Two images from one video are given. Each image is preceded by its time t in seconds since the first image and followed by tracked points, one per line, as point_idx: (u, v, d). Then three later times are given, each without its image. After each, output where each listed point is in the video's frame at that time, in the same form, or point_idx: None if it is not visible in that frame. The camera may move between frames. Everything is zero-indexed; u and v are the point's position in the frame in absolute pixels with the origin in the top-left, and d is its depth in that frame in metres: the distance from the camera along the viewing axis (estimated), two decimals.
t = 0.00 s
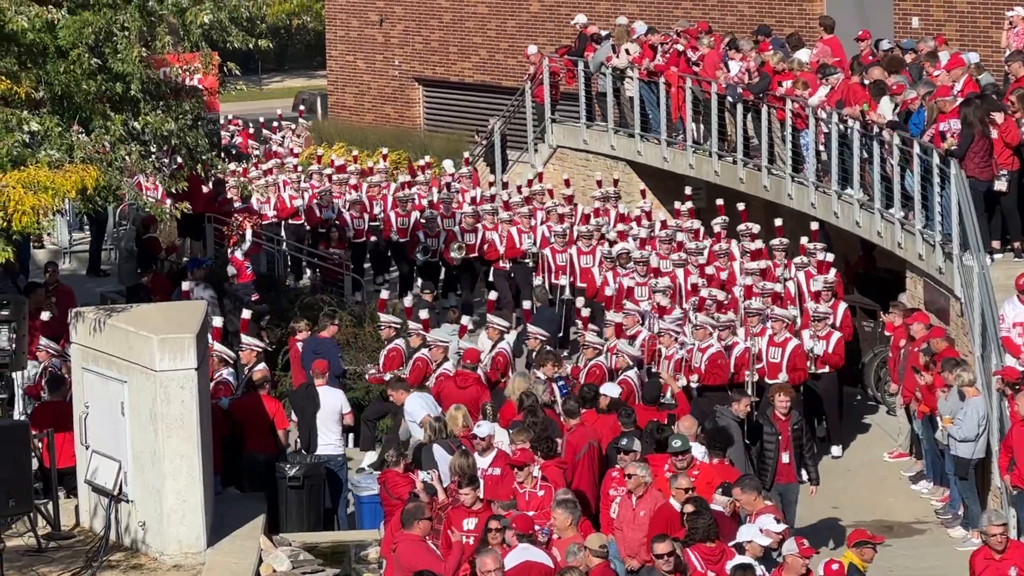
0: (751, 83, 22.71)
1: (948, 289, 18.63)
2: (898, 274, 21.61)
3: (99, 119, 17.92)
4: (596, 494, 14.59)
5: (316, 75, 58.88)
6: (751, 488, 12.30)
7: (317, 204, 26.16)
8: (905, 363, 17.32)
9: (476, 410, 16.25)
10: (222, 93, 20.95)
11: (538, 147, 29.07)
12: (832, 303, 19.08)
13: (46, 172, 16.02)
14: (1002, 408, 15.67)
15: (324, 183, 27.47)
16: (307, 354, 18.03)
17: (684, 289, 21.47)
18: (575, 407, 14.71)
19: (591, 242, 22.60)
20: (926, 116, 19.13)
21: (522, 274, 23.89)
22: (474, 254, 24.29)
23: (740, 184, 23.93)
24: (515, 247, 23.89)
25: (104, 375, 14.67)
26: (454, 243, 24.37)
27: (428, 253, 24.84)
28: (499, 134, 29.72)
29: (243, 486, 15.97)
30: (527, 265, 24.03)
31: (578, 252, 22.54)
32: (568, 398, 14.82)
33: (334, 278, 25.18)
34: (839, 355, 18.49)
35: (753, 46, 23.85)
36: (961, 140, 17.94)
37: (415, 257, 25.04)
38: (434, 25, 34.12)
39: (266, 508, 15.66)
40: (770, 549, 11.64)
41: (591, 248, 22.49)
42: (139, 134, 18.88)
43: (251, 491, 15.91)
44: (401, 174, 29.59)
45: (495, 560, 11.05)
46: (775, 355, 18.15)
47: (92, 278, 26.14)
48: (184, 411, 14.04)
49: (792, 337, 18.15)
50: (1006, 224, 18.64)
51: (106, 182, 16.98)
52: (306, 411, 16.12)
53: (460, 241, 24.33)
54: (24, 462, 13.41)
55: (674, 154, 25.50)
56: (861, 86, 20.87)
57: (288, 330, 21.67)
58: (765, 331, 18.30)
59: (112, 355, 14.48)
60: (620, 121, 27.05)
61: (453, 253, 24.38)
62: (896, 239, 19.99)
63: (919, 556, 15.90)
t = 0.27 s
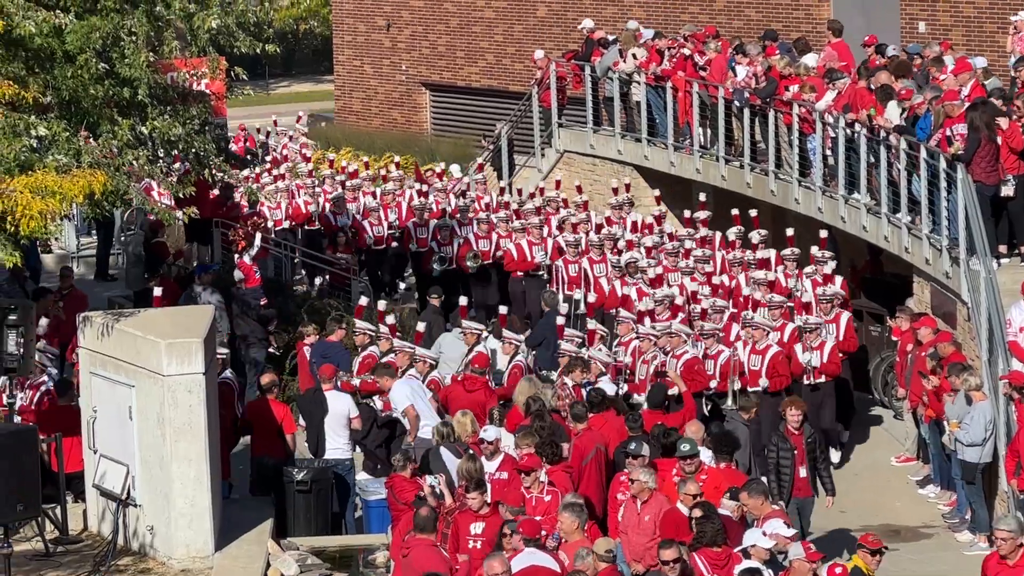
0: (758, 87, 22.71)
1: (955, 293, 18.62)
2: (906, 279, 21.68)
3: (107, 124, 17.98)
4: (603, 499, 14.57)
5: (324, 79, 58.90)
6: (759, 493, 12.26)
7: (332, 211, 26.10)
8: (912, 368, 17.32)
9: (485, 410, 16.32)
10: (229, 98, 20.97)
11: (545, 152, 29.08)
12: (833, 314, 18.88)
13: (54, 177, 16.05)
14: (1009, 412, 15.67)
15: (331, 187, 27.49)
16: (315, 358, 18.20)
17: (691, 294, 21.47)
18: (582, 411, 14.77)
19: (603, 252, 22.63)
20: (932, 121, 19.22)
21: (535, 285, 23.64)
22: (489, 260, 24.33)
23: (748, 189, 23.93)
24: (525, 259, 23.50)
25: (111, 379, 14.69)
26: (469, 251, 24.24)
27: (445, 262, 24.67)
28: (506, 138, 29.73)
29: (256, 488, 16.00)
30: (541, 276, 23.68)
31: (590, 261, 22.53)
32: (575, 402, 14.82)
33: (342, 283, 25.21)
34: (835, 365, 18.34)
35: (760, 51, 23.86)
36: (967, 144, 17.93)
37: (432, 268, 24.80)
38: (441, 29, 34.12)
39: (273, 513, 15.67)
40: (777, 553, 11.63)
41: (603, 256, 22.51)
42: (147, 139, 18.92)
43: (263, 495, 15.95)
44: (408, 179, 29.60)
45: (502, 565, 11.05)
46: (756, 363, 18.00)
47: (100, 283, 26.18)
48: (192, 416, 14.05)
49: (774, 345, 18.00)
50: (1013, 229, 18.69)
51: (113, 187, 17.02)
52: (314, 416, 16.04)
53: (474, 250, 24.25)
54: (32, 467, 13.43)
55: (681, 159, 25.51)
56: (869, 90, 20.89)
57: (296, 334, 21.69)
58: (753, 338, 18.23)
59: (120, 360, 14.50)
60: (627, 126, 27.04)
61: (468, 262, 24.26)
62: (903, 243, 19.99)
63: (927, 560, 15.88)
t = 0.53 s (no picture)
0: (762, 92, 22.70)
1: (959, 298, 18.59)
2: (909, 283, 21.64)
3: (111, 129, 18.05)
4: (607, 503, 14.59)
5: (327, 84, 58.93)
6: (762, 498, 12.33)
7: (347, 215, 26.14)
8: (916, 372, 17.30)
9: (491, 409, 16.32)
10: (234, 103, 20.98)
11: (550, 156, 29.09)
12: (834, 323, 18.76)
13: (58, 181, 16.05)
14: (1014, 417, 15.67)
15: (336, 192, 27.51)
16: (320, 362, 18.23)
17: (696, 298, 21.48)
18: (585, 416, 14.78)
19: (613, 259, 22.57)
20: (937, 126, 19.22)
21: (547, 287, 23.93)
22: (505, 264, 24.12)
23: (752, 194, 23.94)
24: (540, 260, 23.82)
25: (115, 384, 14.69)
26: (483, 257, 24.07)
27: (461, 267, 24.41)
28: (510, 143, 29.75)
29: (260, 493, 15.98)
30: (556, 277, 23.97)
31: (601, 267, 22.48)
32: (579, 407, 14.83)
33: (346, 288, 25.24)
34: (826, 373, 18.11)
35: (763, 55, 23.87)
36: (971, 149, 17.96)
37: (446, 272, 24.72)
38: (445, 34, 34.15)
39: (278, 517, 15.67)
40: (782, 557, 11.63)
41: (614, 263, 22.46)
42: (151, 144, 18.94)
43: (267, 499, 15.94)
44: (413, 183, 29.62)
45: (506, 569, 11.05)
46: (734, 372, 17.76)
47: (104, 287, 26.20)
48: (196, 420, 14.06)
49: (749, 354, 17.77)
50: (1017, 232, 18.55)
51: (118, 192, 17.04)
52: (318, 420, 16.07)
53: (490, 255, 24.04)
54: (36, 471, 13.43)
55: (685, 163, 25.53)
56: (872, 95, 20.63)
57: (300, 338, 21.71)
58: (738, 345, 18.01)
59: (124, 364, 14.50)
60: (632, 130, 27.04)
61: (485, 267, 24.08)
62: (907, 248, 19.97)
63: (931, 565, 15.87)
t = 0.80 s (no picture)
0: (765, 97, 22.68)
1: (963, 303, 18.57)
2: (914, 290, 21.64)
3: (113, 134, 18.06)
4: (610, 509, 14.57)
5: (330, 90, 58.91)
6: (766, 503, 12.26)
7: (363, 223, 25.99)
8: (920, 378, 17.25)
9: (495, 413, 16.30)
10: (237, 108, 20.96)
11: (553, 162, 29.07)
12: (836, 336, 18.57)
13: (61, 187, 16.05)
14: (1018, 423, 15.66)
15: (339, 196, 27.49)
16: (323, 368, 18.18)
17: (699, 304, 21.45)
18: (589, 422, 14.74)
19: (621, 268, 22.50)
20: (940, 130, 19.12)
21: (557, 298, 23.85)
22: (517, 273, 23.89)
23: (755, 199, 23.91)
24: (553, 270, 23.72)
25: (118, 389, 14.66)
26: (496, 262, 23.74)
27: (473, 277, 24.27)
28: (513, 148, 29.72)
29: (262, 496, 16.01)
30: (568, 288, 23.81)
31: (608, 276, 22.40)
32: (582, 413, 14.81)
33: (349, 293, 25.22)
34: (810, 388, 17.67)
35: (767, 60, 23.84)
36: (975, 154, 17.90)
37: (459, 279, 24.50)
38: (448, 39, 34.13)
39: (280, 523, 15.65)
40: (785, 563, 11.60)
41: (621, 272, 22.40)
42: (154, 149, 18.92)
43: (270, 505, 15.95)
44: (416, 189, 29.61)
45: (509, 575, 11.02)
46: (708, 382, 17.53)
47: (107, 292, 26.19)
48: (199, 426, 14.03)
49: (726, 363, 17.53)
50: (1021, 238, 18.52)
51: (120, 197, 17.02)
52: (321, 425, 16.05)
53: (503, 262, 23.74)
54: (39, 477, 13.41)
55: (689, 169, 25.49)
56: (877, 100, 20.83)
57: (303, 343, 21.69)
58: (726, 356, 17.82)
59: (127, 370, 14.47)
60: (635, 135, 27.02)
61: (495, 273, 23.74)
62: (911, 253, 19.95)
63: (936, 570, 15.83)
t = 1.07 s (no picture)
0: (768, 100, 22.67)
1: (966, 307, 18.57)
2: (917, 294, 21.65)
3: (117, 138, 18.08)
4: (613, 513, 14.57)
5: (334, 93, 58.93)
6: (769, 507, 12.19)
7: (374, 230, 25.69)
8: (923, 382, 17.23)
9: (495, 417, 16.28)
10: (240, 112, 20.97)
11: (556, 165, 29.08)
12: (825, 344, 18.47)
13: (64, 190, 16.08)
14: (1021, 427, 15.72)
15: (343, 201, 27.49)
16: (326, 372, 18.09)
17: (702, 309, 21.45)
18: (592, 426, 14.72)
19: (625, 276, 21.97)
20: (943, 134, 19.09)
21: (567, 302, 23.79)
22: (526, 281, 23.90)
23: (758, 203, 23.90)
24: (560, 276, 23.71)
25: (121, 393, 14.67)
26: (505, 268, 23.88)
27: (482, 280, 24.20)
28: (516, 152, 29.71)
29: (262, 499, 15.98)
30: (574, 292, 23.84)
31: (613, 286, 21.91)
32: (586, 417, 14.80)
33: (352, 296, 25.19)
34: (785, 395, 17.72)
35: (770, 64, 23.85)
36: (978, 158, 17.88)
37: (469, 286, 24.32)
38: (452, 43, 34.13)
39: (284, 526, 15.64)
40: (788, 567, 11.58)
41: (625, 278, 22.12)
42: (157, 153, 18.92)
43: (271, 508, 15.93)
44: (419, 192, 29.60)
45: None
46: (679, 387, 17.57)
47: (110, 296, 26.21)
48: (202, 430, 14.03)
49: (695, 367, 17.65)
50: None
51: (123, 201, 17.02)
52: (324, 430, 16.06)
53: (512, 268, 23.85)
54: (42, 480, 13.41)
55: (692, 173, 25.49)
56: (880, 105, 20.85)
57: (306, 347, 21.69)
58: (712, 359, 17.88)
59: (130, 374, 14.48)
60: (638, 139, 27.01)
61: (504, 278, 23.89)
62: (914, 257, 19.95)
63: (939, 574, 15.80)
